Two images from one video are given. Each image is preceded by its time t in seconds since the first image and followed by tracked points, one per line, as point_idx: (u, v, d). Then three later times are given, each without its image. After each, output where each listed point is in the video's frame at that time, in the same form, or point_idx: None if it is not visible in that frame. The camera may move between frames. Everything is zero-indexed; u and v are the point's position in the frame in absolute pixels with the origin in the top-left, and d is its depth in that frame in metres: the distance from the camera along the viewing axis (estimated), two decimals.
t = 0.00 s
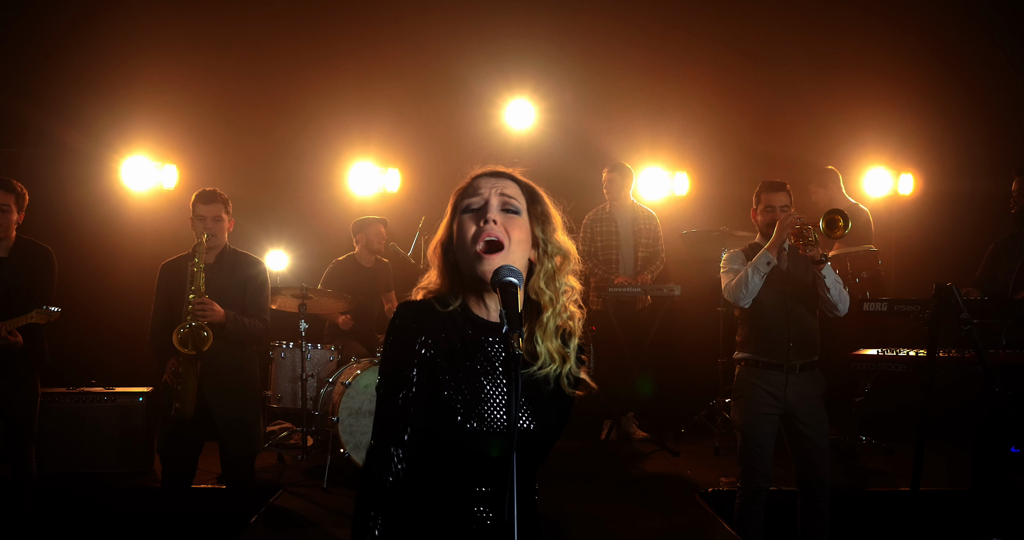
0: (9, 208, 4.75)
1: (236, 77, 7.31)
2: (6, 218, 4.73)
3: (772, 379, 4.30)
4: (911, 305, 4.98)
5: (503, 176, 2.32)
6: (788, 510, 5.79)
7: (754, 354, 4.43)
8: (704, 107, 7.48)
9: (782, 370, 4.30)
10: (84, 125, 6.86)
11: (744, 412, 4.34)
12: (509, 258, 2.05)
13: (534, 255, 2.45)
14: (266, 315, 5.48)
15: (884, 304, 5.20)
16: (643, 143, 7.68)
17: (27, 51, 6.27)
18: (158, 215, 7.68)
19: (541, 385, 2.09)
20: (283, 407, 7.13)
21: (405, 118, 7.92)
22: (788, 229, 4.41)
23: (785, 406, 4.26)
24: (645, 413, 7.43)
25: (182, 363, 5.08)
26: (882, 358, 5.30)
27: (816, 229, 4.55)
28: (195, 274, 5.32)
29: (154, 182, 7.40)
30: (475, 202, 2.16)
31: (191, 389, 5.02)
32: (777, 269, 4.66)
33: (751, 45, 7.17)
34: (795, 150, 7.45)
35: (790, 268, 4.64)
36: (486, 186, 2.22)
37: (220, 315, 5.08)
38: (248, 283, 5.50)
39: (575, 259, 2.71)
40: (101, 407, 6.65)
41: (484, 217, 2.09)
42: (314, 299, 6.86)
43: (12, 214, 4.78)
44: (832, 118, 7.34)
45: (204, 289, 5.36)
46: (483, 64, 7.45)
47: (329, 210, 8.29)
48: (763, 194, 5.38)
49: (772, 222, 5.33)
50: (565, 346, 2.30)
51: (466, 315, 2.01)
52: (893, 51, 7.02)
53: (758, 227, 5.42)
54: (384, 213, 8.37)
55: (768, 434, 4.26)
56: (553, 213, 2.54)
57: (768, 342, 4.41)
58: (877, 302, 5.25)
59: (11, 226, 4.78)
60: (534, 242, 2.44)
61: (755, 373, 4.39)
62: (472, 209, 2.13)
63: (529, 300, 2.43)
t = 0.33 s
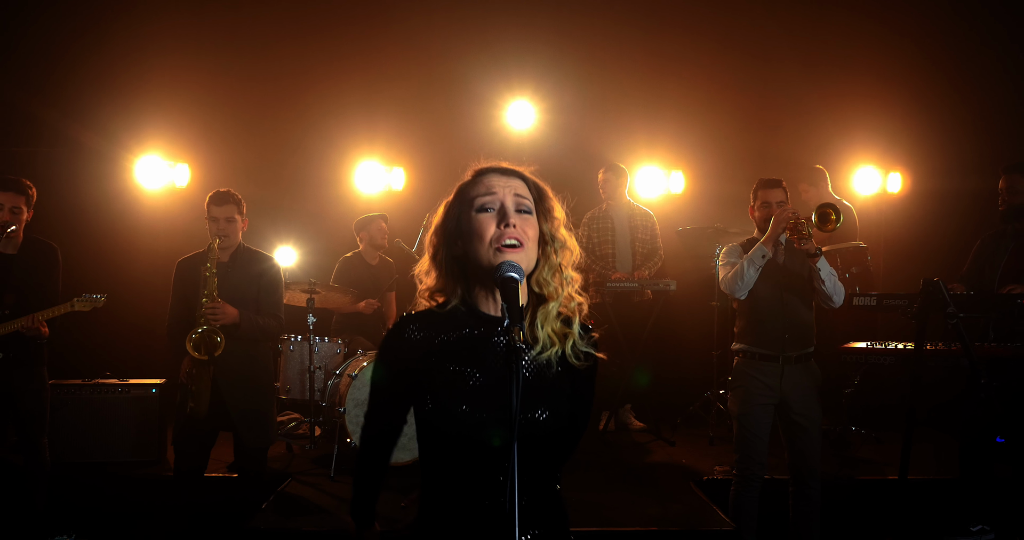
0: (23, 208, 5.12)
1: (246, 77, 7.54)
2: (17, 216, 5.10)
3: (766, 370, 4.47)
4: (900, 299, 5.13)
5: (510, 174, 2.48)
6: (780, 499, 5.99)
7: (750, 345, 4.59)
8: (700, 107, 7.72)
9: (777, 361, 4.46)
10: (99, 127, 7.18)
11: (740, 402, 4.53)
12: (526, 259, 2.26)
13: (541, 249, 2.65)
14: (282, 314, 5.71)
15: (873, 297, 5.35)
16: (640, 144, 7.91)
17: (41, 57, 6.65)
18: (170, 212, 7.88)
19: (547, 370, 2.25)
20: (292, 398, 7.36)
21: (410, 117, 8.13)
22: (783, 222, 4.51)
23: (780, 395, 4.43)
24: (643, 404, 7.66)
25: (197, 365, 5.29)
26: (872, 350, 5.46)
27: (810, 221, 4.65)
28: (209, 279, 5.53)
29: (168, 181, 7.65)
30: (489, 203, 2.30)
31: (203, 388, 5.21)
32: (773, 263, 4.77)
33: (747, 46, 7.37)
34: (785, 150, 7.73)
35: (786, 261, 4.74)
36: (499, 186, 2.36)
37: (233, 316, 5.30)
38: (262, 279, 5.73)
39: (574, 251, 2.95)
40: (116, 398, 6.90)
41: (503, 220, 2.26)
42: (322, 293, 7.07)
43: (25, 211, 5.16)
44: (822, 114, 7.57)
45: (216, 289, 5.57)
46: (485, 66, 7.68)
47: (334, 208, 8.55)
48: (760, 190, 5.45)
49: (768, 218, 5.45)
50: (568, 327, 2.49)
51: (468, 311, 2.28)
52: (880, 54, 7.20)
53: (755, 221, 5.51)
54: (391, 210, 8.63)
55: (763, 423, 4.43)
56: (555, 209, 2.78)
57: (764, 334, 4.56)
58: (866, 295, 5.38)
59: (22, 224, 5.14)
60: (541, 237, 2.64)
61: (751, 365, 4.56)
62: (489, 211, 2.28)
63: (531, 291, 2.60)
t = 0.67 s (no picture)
0: (37, 207, 5.40)
1: (254, 80, 7.84)
2: (33, 213, 5.41)
3: (757, 362, 4.68)
4: (887, 295, 5.32)
5: (506, 174, 2.50)
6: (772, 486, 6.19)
7: (742, 339, 4.81)
8: (695, 107, 8.01)
9: (768, 353, 4.67)
10: (113, 126, 7.42)
11: (733, 394, 4.73)
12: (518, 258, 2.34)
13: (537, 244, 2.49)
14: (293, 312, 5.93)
15: (863, 292, 5.52)
16: (638, 142, 8.17)
17: (61, 56, 7.03)
18: (184, 208, 8.21)
19: (550, 367, 2.17)
20: (300, 390, 7.52)
21: (414, 116, 8.37)
22: (775, 218, 4.71)
23: (771, 387, 4.63)
24: (640, 395, 7.90)
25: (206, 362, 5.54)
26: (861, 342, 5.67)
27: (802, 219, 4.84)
28: (220, 279, 5.81)
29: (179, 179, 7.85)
30: (481, 206, 2.38)
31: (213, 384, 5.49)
32: (764, 257, 4.98)
33: (740, 49, 7.72)
34: (778, 150, 8.04)
35: (777, 256, 4.95)
36: (491, 188, 2.42)
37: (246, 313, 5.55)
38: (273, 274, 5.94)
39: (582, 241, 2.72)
40: (129, 389, 7.14)
41: (492, 222, 2.33)
42: (329, 287, 7.30)
43: (37, 207, 5.47)
44: (816, 116, 7.89)
45: (226, 288, 5.82)
46: (488, 67, 7.94)
47: (343, 205, 8.86)
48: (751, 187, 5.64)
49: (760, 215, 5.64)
50: (568, 322, 2.36)
51: (479, 307, 2.30)
52: (869, 56, 7.59)
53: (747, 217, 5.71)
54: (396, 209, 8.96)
55: (755, 413, 4.63)
56: (555, 202, 2.59)
57: (755, 327, 4.78)
58: (856, 291, 5.55)
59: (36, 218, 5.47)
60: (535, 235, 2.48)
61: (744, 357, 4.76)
62: (480, 214, 2.37)
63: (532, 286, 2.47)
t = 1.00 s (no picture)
0: (47, 205, 5.66)
1: (264, 84, 8.16)
2: (45, 212, 5.69)
3: (751, 358, 4.91)
4: (877, 290, 5.51)
5: (517, 152, 2.52)
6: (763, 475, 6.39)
7: (736, 335, 5.04)
8: (688, 108, 8.32)
9: (761, 349, 4.89)
10: (125, 125, 7.62)
11: (727, 387, 4.97)
12: (528, 240, 2.30)
13: (548, 220, 2.57)
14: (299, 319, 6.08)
15: (854, 288, 5.71)
16: (635, 142, 8.50)
17: (75, 61, 7.28)
18: (192, 206, 8.41)
19: (554, 333, 2.26)
20: (307, 382, 7.85)
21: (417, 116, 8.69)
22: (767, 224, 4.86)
23: (764, 384, 4.86)
24: (637, 388, 8.15)
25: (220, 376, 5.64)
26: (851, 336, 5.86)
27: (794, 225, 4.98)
28: (231, 294, 5.95)
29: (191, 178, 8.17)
30: (491, 183, 2.36)
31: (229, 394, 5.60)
32: (757, 257, 5.19)
33: (732, 52, 7.99)
34: (769, 150, 8.33)
35: (770, 255, 5.16)
36: (502, 165, 2.40)
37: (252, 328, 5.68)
38: (281, 285, 6.10)
39: (583, 224, 2.84)
40: (142, 381, 7.37)
41: (503, 202, 2.30)
42: (336, 283, 7.52)
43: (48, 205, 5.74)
44: (808, 115, 8.17)
45: (237, 302, 5.98)
46: (490, 70, 8.23)
47: (349, 203, 9.09)
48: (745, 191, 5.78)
49: (753, 216, 5.83)
50: (573, 289, 2.42)
51: (483, 280, 2.32)
52: (859, 58, 7.85)
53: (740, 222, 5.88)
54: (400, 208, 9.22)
55: (747, 405, 4.87)
56: (561, 180, 2.70)
57: (748, 322, 5.01)
58: (847, 287, 5.74)
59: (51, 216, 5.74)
60: (547, 210, 2.57)
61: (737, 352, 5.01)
62: (490, 192, 2.34)
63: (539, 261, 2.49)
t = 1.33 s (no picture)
0: (65, 204, 5.74)
1: (270, 85, 8.39)
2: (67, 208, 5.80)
3: (748, 352, 5.06)
4: (868, 287, 5.66)
5: (519, 150, 2.67)
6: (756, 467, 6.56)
7: (734, 330, 5.21)
8: (684, 109, 8.54)
9: (757, 344, 5.06)
10: (134, 126, 7.81)
11: (727, 380, 5.08)
12: (529, 236, 2.47)
13: (546, 220, 2.77)
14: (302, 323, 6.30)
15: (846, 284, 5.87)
16: (633, 141, 8.76)
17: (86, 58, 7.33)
18: (200, 205, 8.67)
19: (551, 332, 2.44)
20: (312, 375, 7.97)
21: (421, 116, 8.96)
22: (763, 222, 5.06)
23: (761, 379, 5.01)
24: (634, 383, 8.34)
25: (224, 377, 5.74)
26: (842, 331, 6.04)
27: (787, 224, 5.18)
28: (237, 294, 6.08)
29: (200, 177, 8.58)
30: (495, 181, 2.52)
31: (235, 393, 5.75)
32: (753, 255, 5.38)
33: (728, 53, 8.16)
34: (764, 150, 8.55)
35: (766, 254, 5.34)
36: (506, 163, 2.56)
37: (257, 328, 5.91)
38: (286, 285, 6.31)
39: (583, 222, 3.01)
40: (151, 375, 7.58)
41: (506, 198, 2.48)
42: (341, 279, 7.68)
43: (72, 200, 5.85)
44: (801, 116, 8.37)
45: (243, 302, 6.12)
46: (491, 71, 8.45)
47: (352, 200, 9.41)
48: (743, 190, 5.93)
49: (749, 216, 5.99)
50: (569, 289, 2.61)
51: (485, 278, 2.53)
52: (852, 59, 8.02)
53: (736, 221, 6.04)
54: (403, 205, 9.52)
55: (745, 400, 5.00)
56: (562, 181, 2.87)
57: (747, 317, 5.18)
58: (840, 283, 5.89)
59: (74, 210, 5.87)
60: (546, 211, 2.77)
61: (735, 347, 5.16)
62: (495, 189, 2.51)
63: (538, 259, 2.68)
